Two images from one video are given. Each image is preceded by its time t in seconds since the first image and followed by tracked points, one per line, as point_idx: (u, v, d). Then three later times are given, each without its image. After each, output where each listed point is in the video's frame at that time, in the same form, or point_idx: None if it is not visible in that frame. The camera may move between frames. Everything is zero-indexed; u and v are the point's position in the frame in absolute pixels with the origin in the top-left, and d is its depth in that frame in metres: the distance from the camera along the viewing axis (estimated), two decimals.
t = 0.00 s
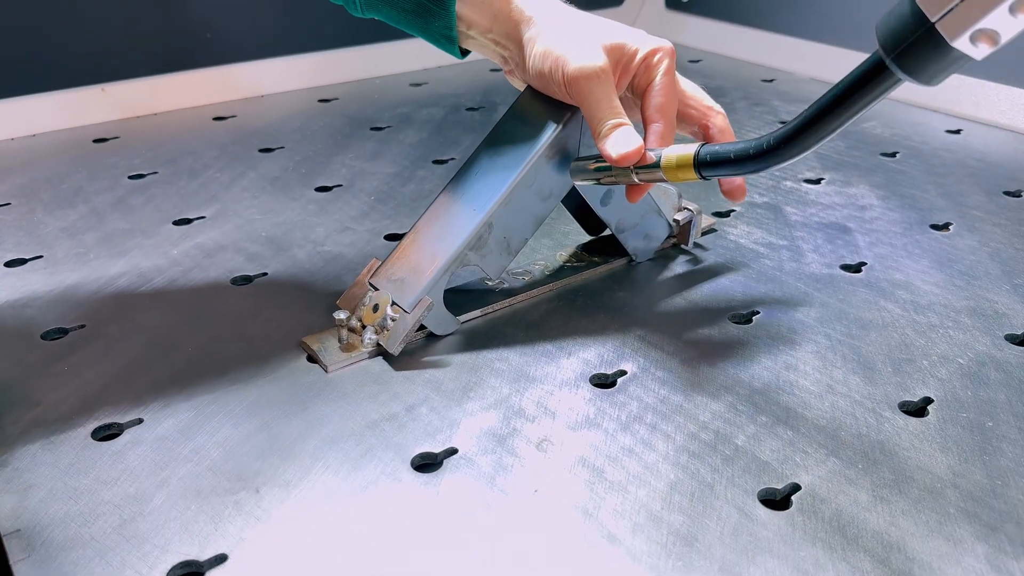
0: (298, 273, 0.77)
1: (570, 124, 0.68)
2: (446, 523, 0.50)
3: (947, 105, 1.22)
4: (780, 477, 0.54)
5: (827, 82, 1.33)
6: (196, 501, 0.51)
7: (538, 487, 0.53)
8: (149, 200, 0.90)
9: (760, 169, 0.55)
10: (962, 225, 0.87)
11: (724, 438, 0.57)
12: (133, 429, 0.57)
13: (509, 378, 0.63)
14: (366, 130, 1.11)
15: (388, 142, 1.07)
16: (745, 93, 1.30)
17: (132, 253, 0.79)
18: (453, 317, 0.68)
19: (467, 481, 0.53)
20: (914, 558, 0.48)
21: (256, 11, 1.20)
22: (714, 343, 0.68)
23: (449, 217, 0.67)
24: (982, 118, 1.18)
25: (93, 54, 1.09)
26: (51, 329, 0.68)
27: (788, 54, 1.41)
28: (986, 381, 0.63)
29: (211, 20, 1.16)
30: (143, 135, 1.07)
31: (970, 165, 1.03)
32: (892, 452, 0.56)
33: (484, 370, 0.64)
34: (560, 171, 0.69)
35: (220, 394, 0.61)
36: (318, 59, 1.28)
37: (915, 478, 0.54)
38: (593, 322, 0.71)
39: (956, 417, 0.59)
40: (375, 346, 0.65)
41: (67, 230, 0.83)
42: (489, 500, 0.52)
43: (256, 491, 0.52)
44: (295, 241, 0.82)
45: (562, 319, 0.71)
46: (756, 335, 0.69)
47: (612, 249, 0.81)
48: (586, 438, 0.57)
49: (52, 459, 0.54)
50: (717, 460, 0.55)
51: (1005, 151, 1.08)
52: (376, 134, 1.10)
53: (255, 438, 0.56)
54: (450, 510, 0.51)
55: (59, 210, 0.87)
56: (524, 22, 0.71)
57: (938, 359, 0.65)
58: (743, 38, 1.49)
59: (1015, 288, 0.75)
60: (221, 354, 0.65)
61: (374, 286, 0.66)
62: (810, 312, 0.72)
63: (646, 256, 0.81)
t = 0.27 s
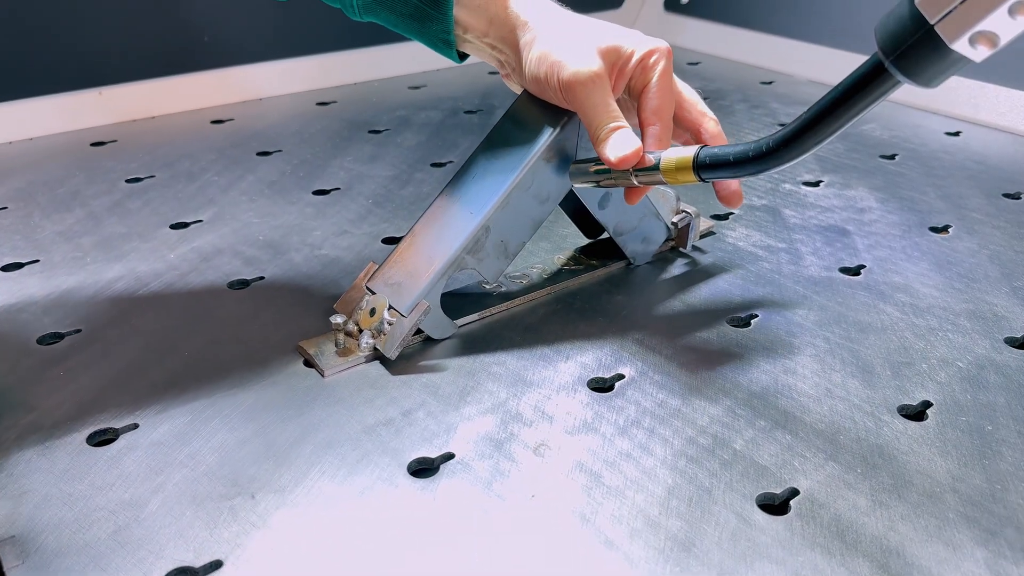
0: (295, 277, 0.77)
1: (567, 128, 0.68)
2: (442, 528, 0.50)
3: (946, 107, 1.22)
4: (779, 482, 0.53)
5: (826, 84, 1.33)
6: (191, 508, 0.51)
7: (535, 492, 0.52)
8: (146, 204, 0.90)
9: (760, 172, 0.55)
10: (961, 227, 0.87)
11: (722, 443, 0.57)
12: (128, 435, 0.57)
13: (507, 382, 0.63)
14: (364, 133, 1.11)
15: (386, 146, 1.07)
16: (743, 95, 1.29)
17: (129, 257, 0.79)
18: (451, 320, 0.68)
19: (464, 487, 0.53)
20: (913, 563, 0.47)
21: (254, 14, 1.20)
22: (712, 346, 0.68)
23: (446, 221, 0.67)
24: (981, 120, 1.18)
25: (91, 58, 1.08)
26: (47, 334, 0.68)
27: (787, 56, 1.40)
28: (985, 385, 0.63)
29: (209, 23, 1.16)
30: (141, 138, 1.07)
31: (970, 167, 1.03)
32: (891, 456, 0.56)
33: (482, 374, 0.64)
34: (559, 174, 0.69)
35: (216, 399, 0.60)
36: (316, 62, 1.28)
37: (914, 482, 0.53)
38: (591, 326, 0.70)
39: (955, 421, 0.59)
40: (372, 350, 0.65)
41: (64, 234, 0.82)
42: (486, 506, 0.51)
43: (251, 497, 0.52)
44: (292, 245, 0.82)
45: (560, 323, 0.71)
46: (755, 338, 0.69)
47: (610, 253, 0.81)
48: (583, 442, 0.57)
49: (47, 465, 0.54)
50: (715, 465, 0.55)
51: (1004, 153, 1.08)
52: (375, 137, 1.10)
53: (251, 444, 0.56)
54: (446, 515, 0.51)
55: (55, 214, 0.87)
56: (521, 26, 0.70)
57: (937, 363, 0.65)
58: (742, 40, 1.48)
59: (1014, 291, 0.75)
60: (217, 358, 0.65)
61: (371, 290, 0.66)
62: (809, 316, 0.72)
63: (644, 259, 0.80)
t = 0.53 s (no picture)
0: (293, 282, 0.76)
1: (565, 134, 0.68)
2: (440, 536, 0.50)
3: (945, 111, 1.22)
4: (778, 488, 0.53)
5: (825, 88, 1.33)
6: (188, 516, 0.50)
7: (533, 499, 0.52)
8: (144, 209, 0.89)
9: (761, 176, 0.55)
10: (960, 231, 0.87)
11: (721, 449, 0.57)
12: (125, 442, 0.57)
13: (505, 388, 0.63)
14: (362, 138, 1.11)
15: (385, 150, 1.07)
16: (742, 99, 1.29)
17: (126, 262, 0.79)
18: (449, 326, 0.68)
19: (462, 494, 0.53)
20: (913, 571, 0.47)
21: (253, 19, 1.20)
22: (711, 352, 0.67)
23: (444, 226, 0.66)
24: (980, 123, 1.18)
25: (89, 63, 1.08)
26: (44, 341, 0.67)
27: (785, 60, 1.40)
28: (985, 390, 0.62)
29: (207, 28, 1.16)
30: (139, 144, 1.07)
31: (968, 171, 1.03)
32: (890, 462, 0.56)
33: (480, 380, 0.64)
34: (557, 179, 0.69)
35: (213, 406, 0.60)
36: (315, 67, 1.28)
37: (914, 489, 0.53)
38: (590, 332, 0.70)
39: (955, 427, 0.59)
40: (369, 356, 0.65)
41: (62, 240, 0.82)
42: (485, 514, 0.51)
43: (248, 504, 0.51)
44: (290, 250, 0.82)
45: (558, 328, 0.71)
46: (754, 344, 0.69)
47: (609, 257, 0.81)
48: (582, 449, 0.57)
49: (43, 473, 0.54)
50: (714, 471, 0.54)
51: (1002, 156, 1.08)
52: (373, 141, 1.10)
53: (249, 451, 0.56)
54: (444, 522, 0.50)
55: (53, 219, 0.86)
56: (517, 33, 0.70)
57: (936, 368, 0.65)
58: (740, 43, 1.49)
59: (1013, 295, 0.75)
60: (215, 364, 0.65)
61: (369, 296, 0.66)
62: (808, 321, 0.71)
63: (643, 264, 0.80)
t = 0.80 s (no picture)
0: (291, 288, 0.76)
1: (563, 140, 0.68)
2: (437, 544, 0.49)
3: (943, 115, 1.22)
4: (777, 495, 0.53)
5: (823, 92, 1.33)
6: (184, 524, 0.50)
7: (531, 506, 0.52)
8: (141, 214, 0.89)
9: (759, 182, 0.55)
10: (959, 236, 0.87)
11: (720, 455, 0.56)
12: (122, 448, 0.56)
13: (503, 394, 0.63)
14: (360, 142, 1.11)
15: (383, 155, 1.07)
16: (740, 103, 1.29)
17: (124, 268, 0.79)
18: (446, 332, 0.68)
19: (459, 502, 0.52)
20: None
21: (252, 24, 1.19)
22: (710, 357, 0.67)
23: (442, 231, 0.66)
24: (978, 128, 1.18)
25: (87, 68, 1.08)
26: (41, 347, 0.67)
27: (783, 64, 1.41)
28: (984, 396, 0.62)
29: (206, 33, 1.16)
30: (137, 148, 1.06)
31: (967, 176, 1.03)
32: (889, 469, 0.55)
33: (478, 386, 0.64)
34: (555, 184, 0.69)
35: (209, 412, 0.60)
36: (313, 71, 1.28)
37: (913, 495, 0.53)
38: (588, 337, 0.70)
39: (954, 433, 0.59)
40: (367, 362, 0.65)
41: (59, 245, 0.82)
42: (482, 521, 0.51)
43: (245, 512, 0.51)
44: (288, 255, 0.82)
45: (556, 333, 0.71)
46: (753, 349, 0.68)
47: (607, 262, 0.81)
48: (580, 456, 0.56)
49: (39, 480, 0.53)
50: (713, 478, 0.54)
51: (1001, 161, 1.08)
52: (371, 146, 1.10)
53: (246, 458, 0.55)
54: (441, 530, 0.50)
55: (50, 224, 0.86)
56: (516, 39, 0.70)
57: (935, 374, 0.65)
58: (739, 47, 1.49)
59: (1012, 300, 0.75)
60: (212, 370, 0.65)
61: (366, 301, 0.66)
62: (806, 326, 0.71)
63: (641, 269, 0.80)
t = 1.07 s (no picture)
0: (291, 292, 0.76)
1: (563, 145, 0.68)
2: (438, 551, 0.49)
3: (942, 120, 1.22)
4: (777, 502, 0.53)
5: (823, 96, 1.33)
6: (183, 531, 0.50)
7: (532, 513, 0.52)
8: (141, 218, 0.89)
9: (760, 188, 0.55)
10: (959, 241, 0.87)
11: (721, 461, 0.56)
12: (121, 454, 0.56)
13: (503, 400, 0.62)
14: (360, 147, 1.11)
15: (383, 159, 1.07)
16: (740, 108, 1.30)
17: (123, 273, 0.79)
18: (446, 337, 0.68)
19: (460, 508, 0.52)
20: None
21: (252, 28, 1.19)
22: (710, 362, 0.67)
23: (442, 235, 0.66)
24: (978, 132, 1.18)
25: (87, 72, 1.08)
26: (40, 352, 0.67)
27: (783, 68, 1.41)
28: (985, 402, 0.62)
29: (205, 38, 1.16)
30: (136, 153, 1.06)
31: (966, 181, 1.03)
32: (890, 475, 0.55)
33: (478, 392, 0.63)
34: (555, 189, 0.69)
35: (209, 418, 0.60)
36: (313, 75, 1.28)
37: (914, 502, 0.53)
38: (588, 342, 0.70)
39: (955, 439, 0.58)
40: (367, 368, 0.65)
41: (58, 250, 0.82)
42: (483, 528, 0.51)
43: (245, 519, 0.51)
44: (287, 260, 0.82)
45: (556, 339, 0.70)
46: (753, 354, 0.68)
47: (607, 267, 0.81)
48: (580, 462, 0.56)
49: (38, 487, 0.53)
50: (713, 484, 0.54)
51: (1000, 165, 1.08)
52: (371, 150, 1.10)
53: (246, 464, 0.55)
54: (441, 536, 0.50)
55: (50, 229, 0.86)
56: (516, 45, 0.69)
57: (936, 380, 0.65)
58: (738, 52, 1.49)
59: (1012, 305, 0.75)
60: (212, 375, 0.64)
61: (365, 307, 0.65)
62: (807, 331, 0.71)
63: (641, 274, 0.80)
